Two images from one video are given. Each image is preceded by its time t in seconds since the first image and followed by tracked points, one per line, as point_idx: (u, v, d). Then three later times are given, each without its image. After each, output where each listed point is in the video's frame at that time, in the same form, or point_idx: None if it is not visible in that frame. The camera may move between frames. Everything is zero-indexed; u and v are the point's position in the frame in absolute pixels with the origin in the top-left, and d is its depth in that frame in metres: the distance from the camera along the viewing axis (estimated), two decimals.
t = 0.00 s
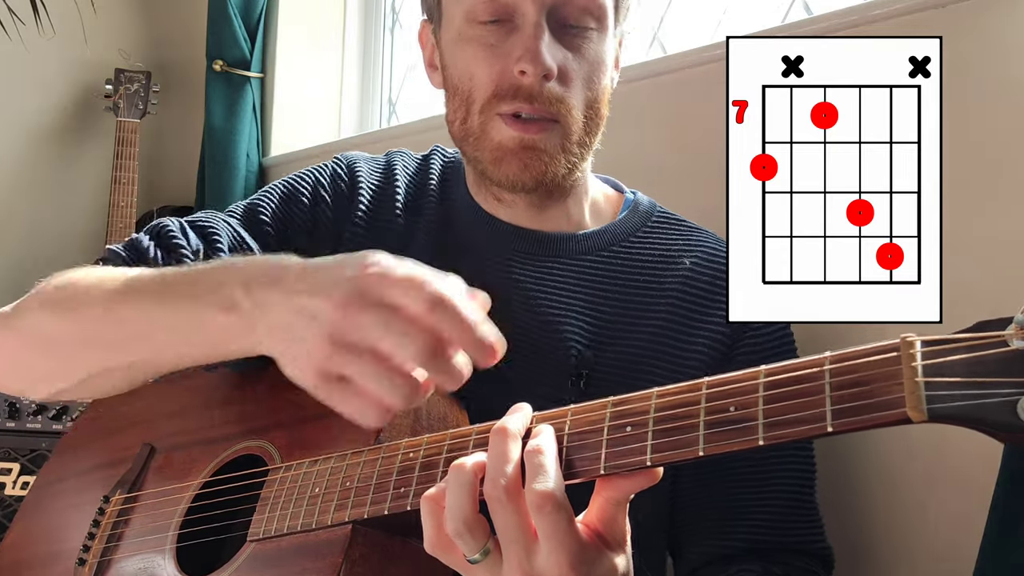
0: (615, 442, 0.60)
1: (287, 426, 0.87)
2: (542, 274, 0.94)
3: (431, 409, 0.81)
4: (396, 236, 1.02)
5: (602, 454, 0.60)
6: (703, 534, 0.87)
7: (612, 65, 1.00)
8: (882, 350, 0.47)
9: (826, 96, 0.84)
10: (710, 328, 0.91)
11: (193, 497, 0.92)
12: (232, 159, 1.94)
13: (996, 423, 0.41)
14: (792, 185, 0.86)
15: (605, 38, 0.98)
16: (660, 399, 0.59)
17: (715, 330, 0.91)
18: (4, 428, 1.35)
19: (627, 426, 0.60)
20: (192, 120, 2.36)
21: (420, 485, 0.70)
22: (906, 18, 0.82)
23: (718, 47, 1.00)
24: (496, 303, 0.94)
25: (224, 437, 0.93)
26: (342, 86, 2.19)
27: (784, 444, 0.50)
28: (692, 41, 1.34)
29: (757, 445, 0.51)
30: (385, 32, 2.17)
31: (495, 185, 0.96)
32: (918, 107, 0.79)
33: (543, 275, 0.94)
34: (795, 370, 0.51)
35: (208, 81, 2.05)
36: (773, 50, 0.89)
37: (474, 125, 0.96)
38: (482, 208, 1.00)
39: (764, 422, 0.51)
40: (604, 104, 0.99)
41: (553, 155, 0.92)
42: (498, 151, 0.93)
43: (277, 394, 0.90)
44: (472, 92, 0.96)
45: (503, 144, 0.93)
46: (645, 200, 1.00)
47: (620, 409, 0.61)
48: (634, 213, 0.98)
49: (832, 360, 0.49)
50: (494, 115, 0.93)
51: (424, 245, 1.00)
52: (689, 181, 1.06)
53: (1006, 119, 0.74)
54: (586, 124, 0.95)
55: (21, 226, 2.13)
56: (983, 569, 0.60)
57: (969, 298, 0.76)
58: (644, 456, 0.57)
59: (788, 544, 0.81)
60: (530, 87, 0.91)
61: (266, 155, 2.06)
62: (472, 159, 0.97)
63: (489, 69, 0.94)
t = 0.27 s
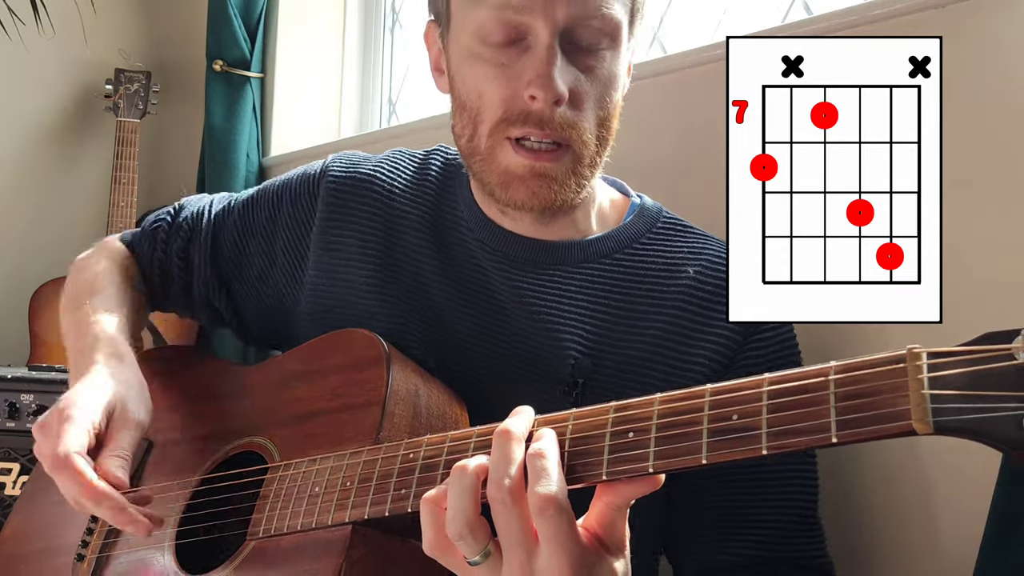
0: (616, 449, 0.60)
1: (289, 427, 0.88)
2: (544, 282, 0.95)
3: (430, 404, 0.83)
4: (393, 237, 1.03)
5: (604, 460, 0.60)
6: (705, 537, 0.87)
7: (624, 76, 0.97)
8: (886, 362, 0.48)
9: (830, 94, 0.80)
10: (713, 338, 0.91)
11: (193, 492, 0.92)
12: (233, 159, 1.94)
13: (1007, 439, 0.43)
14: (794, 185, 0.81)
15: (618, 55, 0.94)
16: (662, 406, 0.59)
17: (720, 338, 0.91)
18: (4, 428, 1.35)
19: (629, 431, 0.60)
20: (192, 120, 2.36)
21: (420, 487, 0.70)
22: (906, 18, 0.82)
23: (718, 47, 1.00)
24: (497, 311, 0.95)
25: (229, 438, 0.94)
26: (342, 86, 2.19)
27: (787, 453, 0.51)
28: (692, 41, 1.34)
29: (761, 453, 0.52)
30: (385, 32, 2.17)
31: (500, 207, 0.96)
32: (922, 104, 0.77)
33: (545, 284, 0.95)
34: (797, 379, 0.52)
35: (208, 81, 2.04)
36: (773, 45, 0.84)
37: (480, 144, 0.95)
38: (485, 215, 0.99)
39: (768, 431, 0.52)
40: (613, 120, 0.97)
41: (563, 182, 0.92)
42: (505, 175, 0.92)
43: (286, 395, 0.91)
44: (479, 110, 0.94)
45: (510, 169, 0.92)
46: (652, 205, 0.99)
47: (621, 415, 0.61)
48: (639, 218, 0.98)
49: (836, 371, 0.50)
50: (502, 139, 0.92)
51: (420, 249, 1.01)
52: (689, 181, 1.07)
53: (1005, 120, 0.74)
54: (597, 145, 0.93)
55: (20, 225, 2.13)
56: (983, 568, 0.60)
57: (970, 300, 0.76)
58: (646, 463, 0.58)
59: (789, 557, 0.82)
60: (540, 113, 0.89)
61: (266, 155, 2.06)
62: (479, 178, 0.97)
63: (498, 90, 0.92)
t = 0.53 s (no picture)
0: (605, 432, 0.60)
1: (287, 424, 0.87)
2: (538, 283, 0.95)
3: (422, 403, 0.83)
4: (387, 242, 1.03)
5: (593, 444, 0.61)
6: (703, 537, 0.87)
7: (601, 68, 0.97)
8: (866, 333, 0.48)
9: (835, 85, 0.78)
10: (708, 332, 0.91)
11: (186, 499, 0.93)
12: (233, 159, 1.94)
13: (983, 401, 0.42)
14: (795, 180, 0.80)
15: (594, 45, 0.94)
16: (648, 388, 0.59)
17: (715, 333, 0.91)
18: (4, 428, 1.35)
19: (617, 415, 0.60)
20: (192, 120, 2.36)
21: (413, 481, 0.70)
22: (907, 18, 0.82)
23: (718, 47, 1.00)
24: (491, 313, 0.95)
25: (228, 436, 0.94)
26: (342, 86, 2.19)
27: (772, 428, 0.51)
28: (692, 41, 1.34)
29: (745, 429, 0.52)
30: (386, 32, 2.17)
31: (489, 215, 0.96)
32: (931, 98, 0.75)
33: (539, 285, 0.95)
34: (780, 356, 0.52)
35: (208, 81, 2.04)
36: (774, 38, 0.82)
37: (466, 151, 0.96)
38: (476, 219, 0.99)
39: (752, 408, 0.52)
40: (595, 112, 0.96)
41: (551, 184, 0.92)
42: (493, 182, 0.93)
43: (283, 397, 0.91)
44: (462, 118, 0.95)
45: (497, 177, 0.93)
46: (646, 203, 0.99)
47: (610, 399, 0.61)
48: (633, 216, 0.97)
49: (818, 345, 0.50)
50: (486, 144, 0.93)
51: (414, 253, 1.01)
52: (688, 180, 1.06)
53: (1005, 119, 0.74)
54: (581, 139, 0.94)
55: (21, 225, 2.13)
56: (983, 568, 0.59)
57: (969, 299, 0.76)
58: (634, 445, 0.58)
59: (786, 552, 0.81)
60: (519, 114, 0.90)
61: (266, 155, 2.05)
62: (467, 187, 0.98)
63: (476, 95, 0.93)
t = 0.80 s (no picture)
0: (605, 437, 0.60)
1: (285, 425, 0.87)
2: (535, 277, 0.95)
3: (417, 402, 0.82)
4: (383, 237, 1.03)
5: (593, 448, 0.61)
6: (702, 537, 0.87)
7: (595, 64, 0.98)
8: (868, 337, 0.48)
9: (834, 85, 0.78)
10: (706, 329, 0.91)
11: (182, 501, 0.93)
12: (233, 159, 1.94)
13: (986, 408, 0.42)
14: (795, 180, 0.80)
15: (584, 41, 0.95)
16: (649, 392, 0.59)
17: (714, 328, 0.91)
18: (4, 428, 1.36)
19: (617, 419, 0.60)
20: (192, 120, 2.36)
21: (411, 484, 0.70)
22: (907, 18, 0.82)
23: (718, 47, 1.00)
24: (488, 307, 0.95)
25: (225, 437, 0.94)
26: (343, 86, 2.19)
27: (775, 434, 0.51)
28: (692, 41, 1.34)
29: (748, 436, 0.52)
30: (386, 32, 2.17)
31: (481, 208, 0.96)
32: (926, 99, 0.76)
33: (537, 280, 0.95)
34: (780, 360, 0.52)
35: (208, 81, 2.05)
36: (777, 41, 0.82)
37: (455, 144, 0.96)
38: (473, 215, 1.00)
39: (754, 413, 0.52)
40: (588, 109, 0.97)
41: (539, 178, 0.92)
42: (482, 176, 0.94)
43: (277, 396, 0.91)
44: (452, 112, 0.96)
45: (486, 170, 0.93)
46: (642, 201, 0.99)
47: (609, 403, 0.61)
48: (629, 214, 0.97)
49: (820, 349, 0.50)
50: (474, 137, 0.93)
51: (410, 248, 1.01)
52: (688, 180, 1.06)
53: (1004, 120, 0.74)
54: (572, 136, 0.94)
55: (21, 225, 2.14)
56: (982, 569, 0.60)
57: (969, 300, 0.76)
58: (635, 450, 0.58)
59: (784, 546, 0.81)
60: (507, 104, 0.90)
61: (266, 155, 2.05)
62: (457, 180, 0.98)
63: (465, 86, 0.94)
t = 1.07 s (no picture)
0: (600, 433, 0.60)
1: (284, 424, 0.87)
2: (534, 276, 0.95)
3: (414, 400, 0.82)
4: (384, 236, 1.03)
5: (588, 445, 0.60)
6: (701, 537, 0.87)
7: (598, 62, 0.98)
8: (863, 330, 0.48)
9: (835, 85, 0.78)
10: (706, 328, 0.91)
11: (181, 501, 0.93)
12: (233, 159, 1.94)
13: (981, 402, 0.43)
14: (795, 180, 0.80)
15: (588, 37, 0.95)
16: (643, 388, 0.59)
17: (714, 326, 0.91)
18: (5, 428, 1.36)
19: (612, 416, 0.60)
20: (192, 120, 2.36)
21: (407, 483, 0.70)
22: (907, 18, 0.82)
23: (718, 47, 1.00)
24: (488, 306, 0.95)
25: (224, 436, 0.94)
26: (343, 86, 2.19)
27: (769, 429, 0.51)
28: (692, 41, 1.34)
29: (743, 431, 0.52)
30: (386, 32, 2.17)
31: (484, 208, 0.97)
32: (929, 101, 0.75)
33: (537, 279, 0.95)
34: (775, 355, 0.52)
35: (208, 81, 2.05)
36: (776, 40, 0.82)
37: (459, 141, 0.96)
38: (474, 213, 1.00)
39: (748, 408, 0.52)
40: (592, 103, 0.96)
41: (546, 175, 0.93)
42: (488, 173, 0.94)
43: (275, 395, 0.91)
44: (451, 106, 0.97)
45: (491, 168, 0.94)
46: (642, 201, 0.99)
47: (604, 399, 0.61)
48: (628, 213, 0.97)
49: (814, 344, 0.50)
50: (478, 132, 0.94)
51: (410, 247, 1.01)
52: (688, 180, 1.06)
53: (1004, 120, 0.74)
54: (578, 133, 0.95)
55: (21, 225, 2.14)
56: (982, 568, 0.59)
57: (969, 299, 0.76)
58: (631, 446, 0.58)
59: (786, 545, 0.81)
60: (513, 103, 0.91)
61: (266, 155, 2.05)
62: (460, 178, 0.98)
63: (468, 84, 0.94)
